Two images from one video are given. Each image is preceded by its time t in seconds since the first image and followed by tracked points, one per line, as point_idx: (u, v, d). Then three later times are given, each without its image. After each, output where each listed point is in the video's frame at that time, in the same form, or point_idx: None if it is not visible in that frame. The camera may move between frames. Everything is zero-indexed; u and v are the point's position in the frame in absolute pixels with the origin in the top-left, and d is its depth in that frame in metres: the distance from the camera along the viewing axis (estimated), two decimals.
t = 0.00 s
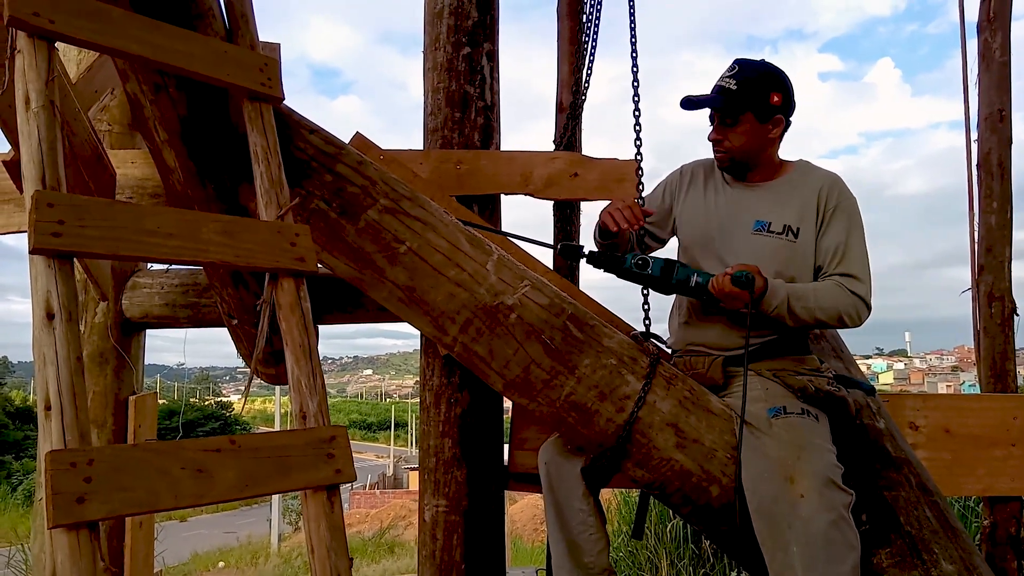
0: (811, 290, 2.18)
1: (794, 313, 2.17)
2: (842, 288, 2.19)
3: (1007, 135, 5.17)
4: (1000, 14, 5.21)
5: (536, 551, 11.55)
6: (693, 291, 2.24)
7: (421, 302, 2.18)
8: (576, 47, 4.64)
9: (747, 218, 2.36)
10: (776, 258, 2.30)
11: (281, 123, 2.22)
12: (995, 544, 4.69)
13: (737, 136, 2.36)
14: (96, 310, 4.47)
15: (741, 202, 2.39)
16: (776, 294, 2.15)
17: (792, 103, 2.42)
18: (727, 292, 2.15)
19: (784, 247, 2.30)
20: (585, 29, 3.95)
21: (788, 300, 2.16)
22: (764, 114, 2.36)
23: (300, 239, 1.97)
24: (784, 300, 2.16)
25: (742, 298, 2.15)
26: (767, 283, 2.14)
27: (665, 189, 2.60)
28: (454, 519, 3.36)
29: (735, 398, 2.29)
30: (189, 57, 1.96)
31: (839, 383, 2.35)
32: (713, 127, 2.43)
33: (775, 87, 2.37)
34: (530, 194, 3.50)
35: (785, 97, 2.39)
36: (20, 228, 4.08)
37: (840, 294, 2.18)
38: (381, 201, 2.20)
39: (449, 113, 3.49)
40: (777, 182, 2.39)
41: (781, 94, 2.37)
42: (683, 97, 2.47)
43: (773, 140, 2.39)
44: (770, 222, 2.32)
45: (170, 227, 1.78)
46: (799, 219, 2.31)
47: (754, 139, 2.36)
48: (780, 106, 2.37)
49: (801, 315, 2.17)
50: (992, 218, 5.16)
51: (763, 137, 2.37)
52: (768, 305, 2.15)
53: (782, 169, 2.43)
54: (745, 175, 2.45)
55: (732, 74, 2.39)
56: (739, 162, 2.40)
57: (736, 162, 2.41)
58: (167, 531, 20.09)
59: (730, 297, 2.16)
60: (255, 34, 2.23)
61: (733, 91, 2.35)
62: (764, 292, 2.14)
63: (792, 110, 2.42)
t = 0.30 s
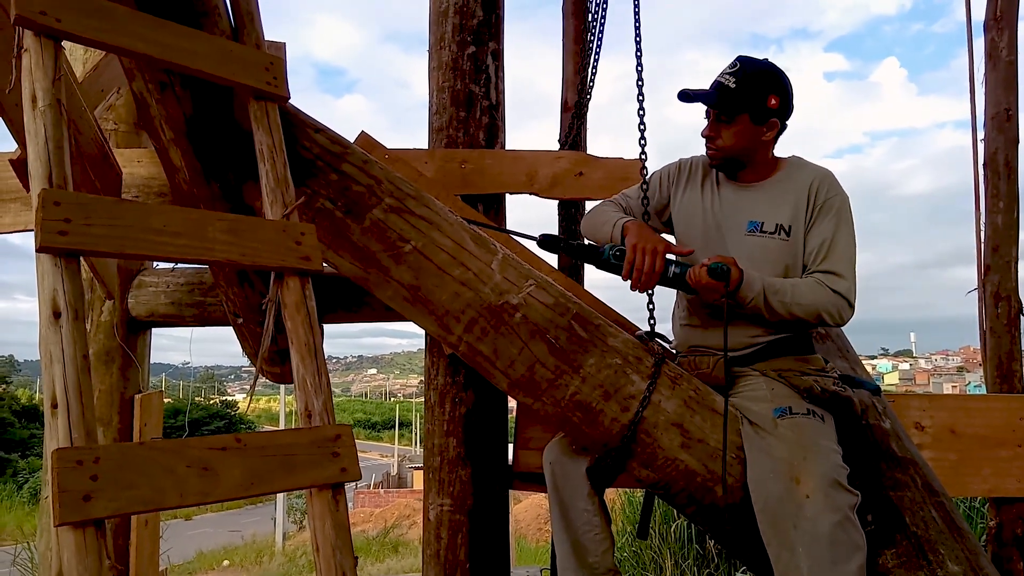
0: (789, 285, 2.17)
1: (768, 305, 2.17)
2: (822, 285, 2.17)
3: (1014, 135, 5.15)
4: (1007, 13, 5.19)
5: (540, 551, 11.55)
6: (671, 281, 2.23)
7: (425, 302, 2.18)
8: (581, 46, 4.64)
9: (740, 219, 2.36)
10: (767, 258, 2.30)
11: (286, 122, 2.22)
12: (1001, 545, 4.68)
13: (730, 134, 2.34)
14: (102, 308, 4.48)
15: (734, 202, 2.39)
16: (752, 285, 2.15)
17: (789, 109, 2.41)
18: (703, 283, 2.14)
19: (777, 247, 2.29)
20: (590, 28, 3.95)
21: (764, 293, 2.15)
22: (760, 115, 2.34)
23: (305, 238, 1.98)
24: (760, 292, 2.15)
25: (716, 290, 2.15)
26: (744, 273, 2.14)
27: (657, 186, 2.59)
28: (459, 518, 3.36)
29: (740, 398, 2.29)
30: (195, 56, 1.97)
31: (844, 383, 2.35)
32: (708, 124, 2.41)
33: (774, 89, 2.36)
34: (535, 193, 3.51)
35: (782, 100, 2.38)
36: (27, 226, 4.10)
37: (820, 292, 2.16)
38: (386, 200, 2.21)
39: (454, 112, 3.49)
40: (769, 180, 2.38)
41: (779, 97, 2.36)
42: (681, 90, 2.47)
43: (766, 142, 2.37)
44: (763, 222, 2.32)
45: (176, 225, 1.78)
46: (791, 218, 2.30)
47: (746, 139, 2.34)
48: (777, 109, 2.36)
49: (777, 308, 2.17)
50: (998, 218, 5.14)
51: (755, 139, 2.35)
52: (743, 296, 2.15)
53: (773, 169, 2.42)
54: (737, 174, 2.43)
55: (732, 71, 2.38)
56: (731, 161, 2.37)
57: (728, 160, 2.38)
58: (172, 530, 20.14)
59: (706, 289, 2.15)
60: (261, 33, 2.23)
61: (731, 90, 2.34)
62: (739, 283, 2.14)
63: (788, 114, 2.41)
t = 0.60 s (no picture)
0: (756, 284, 2.16)
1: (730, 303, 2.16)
2: (792, 284, 2.16)
3: (1012, 136, 5.15)
4: (1006, 14, 5.20)
5: (538, 551, 11.54)
6: (638, 275, 2.24)
7: (424, 301, 2.18)
8: (581, 46, 4.64)
9: (728, 220, 2.36)
10: (754, 258, 2.30)
11: (286, 122, 2.22)
12: (999, 545, 4.68)
13: (721, 136, 2.35)
14: (100, 307, 4.48)
15: (722, 203, 2.39)
16: (717, 283, 2.14)
17: (783, 112, 2.41)
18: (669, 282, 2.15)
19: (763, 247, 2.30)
20: (590, 28, 3.94)
21: (729, 291, 2.15)
22: (753, 118, 2.34)
23: (303, 238, 1.98)
24: (726, 290, 2.15)
25: (678, 290, 2.15)
26: (710, 271, 2.14)
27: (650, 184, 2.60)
28: (457, 518, 3.36)
29: (738, 399, 2.29)
30: (194, 55, 1.96)
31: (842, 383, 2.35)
32: (701, 125, 2.41)
33: (768, 93, 2.36)
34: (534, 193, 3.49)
35: (776, 104, 2.38)
36: (26, 225, 4.09)
37: (787, 291, 2.15)
38: (385, 199, 2.20)
39: (453, 111, 3.49)
40: (759, 181, 2.38)
41: (772, 101, 2.37)
42: (675, 90, 2.48)
43: (758, 146, 2.37)
44: (750, 223, 2.32)
45: (175, 225, 1.78)
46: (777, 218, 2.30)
47: (738, 142, 2.34)
48: (771, 112, 2.36)
49: (744, 306, 2.16)
50: (997, 219, 5.15)
51: (748, 141, 2.35)
52: (708, 293, 2.15)
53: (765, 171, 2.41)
54: (729, 176, 2.43)
55: (727, 72, 2.37)
56: (723, 162, 2.38)
57: (720, 160, 2.38)
58: (170, 530, 20.12)
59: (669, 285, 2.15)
60: (260, 32, 2.23)
61: (725, 91, 2.35)
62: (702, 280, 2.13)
63: (782, 117, 2.41)
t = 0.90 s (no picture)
0: (734, 284, 2.16)
1: (706, 303, 2.15)
2: (770, 285, 2.15)
3: (1015, 133, 5.14)
4: (1008, 10, 5.18)
5: (540, 550, 11.53)
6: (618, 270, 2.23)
7: (425, 300, 2.17)
8: (581, 44, 4.63)
9: (719, 219, 2.36)
10: (743, 258, 2.29)
11: (286, 120, 2.21)
12: (1002, 543, 4.67)
13: (716, 132, 2.34)
14: (101, 307, 4.46)
15: (714, 201, 2.39)
16: (693, 282, 2.13)
17: (779, 110, 2.41)
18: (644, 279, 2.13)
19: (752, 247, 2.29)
20: (591, 25, 3.93)
21: (706, 291, 2.14)
22: (749, 115, 2.34)
23: (304, 236, 1.97)
24: (702, 289, 2.14)
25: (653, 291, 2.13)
26: (687, 270, 2.12)
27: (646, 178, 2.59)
28: (459, 517, 3.35)
29: (740, 397, 2.28)
30: (193, 54, 1.96)
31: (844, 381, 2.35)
32: (696, 121, 2.41)
33: (765, 91, 2.36)
34: (535, 190, 3.50)
35: (773, 102, 2.38)
36: (26, 225, 4.08)
37: (765, 292, 2.15)
38: (385, 198, 2.20)
39: (453, 110, 3.49)
40: (751, 180, 2.37)
41: (769, 99, 2.36)
42: (672, 86, 2.48)
43: (754, 143, 2.36)
44: (739, 222, 2.32)
45: (174, 224, 1.77)
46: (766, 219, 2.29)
47: (734, 138, 2.33)
48: (767, 110, 2.36)
49: (720, 305, 2.15)
50: (999, 216, 5.14)
51: (743, 139, 2.34)
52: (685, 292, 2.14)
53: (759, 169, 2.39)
54: (722, 173, 2.42)
55: (724, 69, 2.37)
56: (715, 160, 2.37)
57: (715, 158, 2.37)
58: (172, 529, 20.12)
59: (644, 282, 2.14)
60: (259, 31, 2.22)
61: (721, 88, 2.34)
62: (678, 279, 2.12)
63: (778, 117, 2.41)
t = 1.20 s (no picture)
0: (743, 276, 2.15)
1: (718, 293, 2.15)
2: (778, 280, 2.14)
3: (1016, 129, 5.13)
4: (1009, 6, 5.17)
5: (540, 546, 11.55)
6: (620, 262, 2.23)
7: (425, 296, 2.17)
8: (581, 40, 4.62)
9: (720, 213, 2.36)
10: (740, 252, 2.29)
11: (286, 117, 2.21)
12: (1002, 540, 4.67)
13: (724, 126, 2.34)
14: (101, 303, 4.46)
15: (716, 195, 2.39)
16: (704, 271, 2.13)
17: (787, 104, 2.40)
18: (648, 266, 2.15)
19: (751, 241, 2.28)
20: (591, 21, 3.92)
21: (717, 280, 2.14)
22: (757, 109, 2.34)
23: (304, 232, 1.97)
24: (713, 279, 2.14)
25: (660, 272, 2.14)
26: (696, 258, 2.13)
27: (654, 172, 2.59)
28: (459, 513, 3.36)
29: (738, 392, 2.28)
30: (193, 50, 1.95)
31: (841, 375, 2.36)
32: (704, 114, 2.40)
33: (773, 84, 2.35)
34: (536, 187, 3.51)
35: (781, 96, 2.38)
36: (26, 221, 4.08)
37: (775, 286, 2.14)
38: (385, 194, 2.20)
39: (454, 106, 3.49)
40: (754, 174, 2.37)
41: (777, 93, 2.36)
42: (679, 76, 2.48)
43: (762, 137, 2.36)
44: (740, 216, 2.31)
45: (173, 220, 1.77)
46: (766, 214, 2.29)
47: (741, 132, 2.33)
48: (775, 104, 2.36)
49: (730, 297, 2.14)
50: (1000, 212, 5.13)
51: (751, 133, 2.34)
52: (694, 280, 2.14)
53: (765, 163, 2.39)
54: (728, 166, 2.42)
55: (732, 61, 2.36)
56: (724, 153, 2.36)
57: (723, 151, 2.36)
58: (173, 525, 20.17)
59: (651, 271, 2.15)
60: (259, 26, 2.22)
61: (730, 81, 2.33)
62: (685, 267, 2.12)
63: (785, 111, 2.40)
